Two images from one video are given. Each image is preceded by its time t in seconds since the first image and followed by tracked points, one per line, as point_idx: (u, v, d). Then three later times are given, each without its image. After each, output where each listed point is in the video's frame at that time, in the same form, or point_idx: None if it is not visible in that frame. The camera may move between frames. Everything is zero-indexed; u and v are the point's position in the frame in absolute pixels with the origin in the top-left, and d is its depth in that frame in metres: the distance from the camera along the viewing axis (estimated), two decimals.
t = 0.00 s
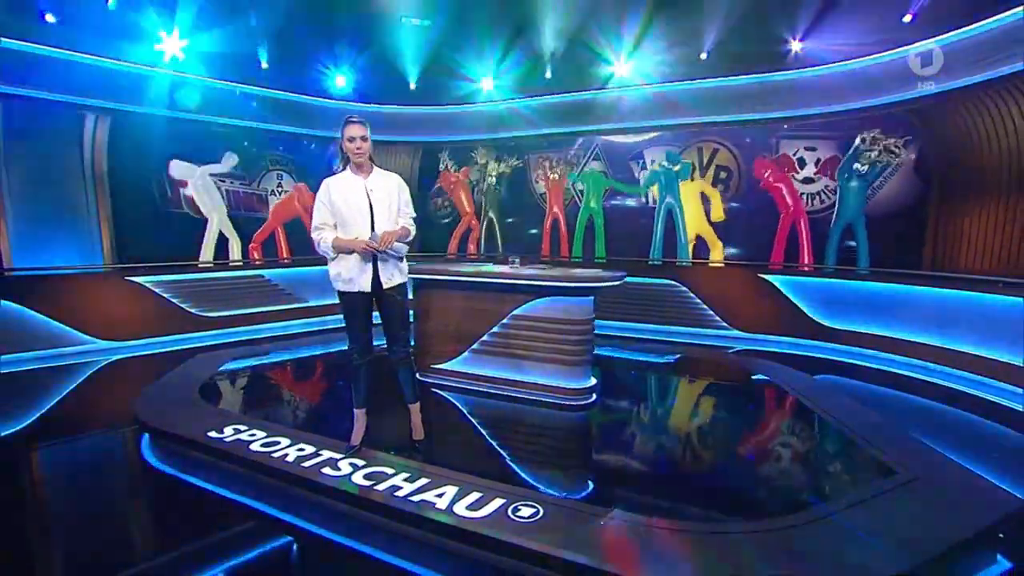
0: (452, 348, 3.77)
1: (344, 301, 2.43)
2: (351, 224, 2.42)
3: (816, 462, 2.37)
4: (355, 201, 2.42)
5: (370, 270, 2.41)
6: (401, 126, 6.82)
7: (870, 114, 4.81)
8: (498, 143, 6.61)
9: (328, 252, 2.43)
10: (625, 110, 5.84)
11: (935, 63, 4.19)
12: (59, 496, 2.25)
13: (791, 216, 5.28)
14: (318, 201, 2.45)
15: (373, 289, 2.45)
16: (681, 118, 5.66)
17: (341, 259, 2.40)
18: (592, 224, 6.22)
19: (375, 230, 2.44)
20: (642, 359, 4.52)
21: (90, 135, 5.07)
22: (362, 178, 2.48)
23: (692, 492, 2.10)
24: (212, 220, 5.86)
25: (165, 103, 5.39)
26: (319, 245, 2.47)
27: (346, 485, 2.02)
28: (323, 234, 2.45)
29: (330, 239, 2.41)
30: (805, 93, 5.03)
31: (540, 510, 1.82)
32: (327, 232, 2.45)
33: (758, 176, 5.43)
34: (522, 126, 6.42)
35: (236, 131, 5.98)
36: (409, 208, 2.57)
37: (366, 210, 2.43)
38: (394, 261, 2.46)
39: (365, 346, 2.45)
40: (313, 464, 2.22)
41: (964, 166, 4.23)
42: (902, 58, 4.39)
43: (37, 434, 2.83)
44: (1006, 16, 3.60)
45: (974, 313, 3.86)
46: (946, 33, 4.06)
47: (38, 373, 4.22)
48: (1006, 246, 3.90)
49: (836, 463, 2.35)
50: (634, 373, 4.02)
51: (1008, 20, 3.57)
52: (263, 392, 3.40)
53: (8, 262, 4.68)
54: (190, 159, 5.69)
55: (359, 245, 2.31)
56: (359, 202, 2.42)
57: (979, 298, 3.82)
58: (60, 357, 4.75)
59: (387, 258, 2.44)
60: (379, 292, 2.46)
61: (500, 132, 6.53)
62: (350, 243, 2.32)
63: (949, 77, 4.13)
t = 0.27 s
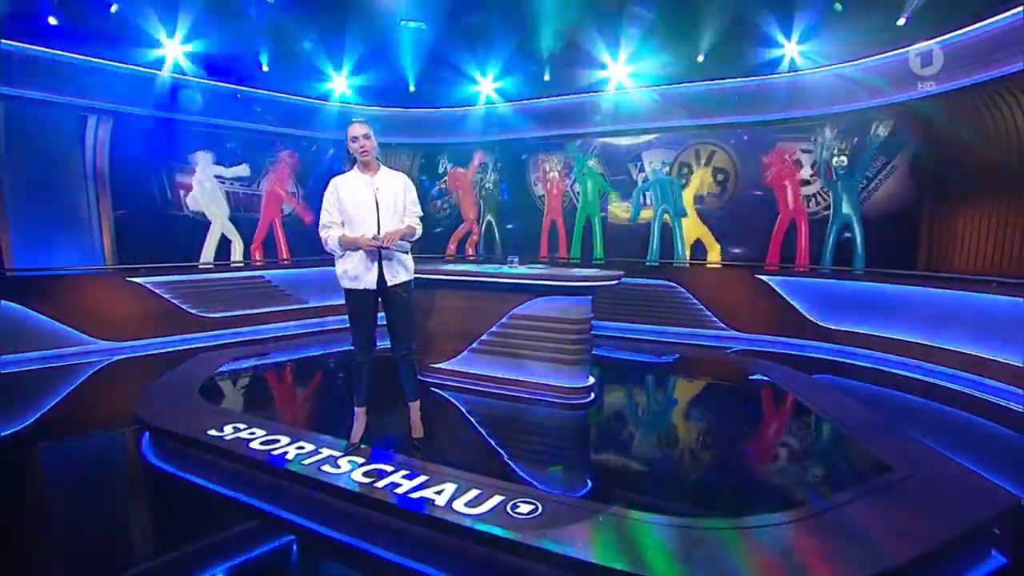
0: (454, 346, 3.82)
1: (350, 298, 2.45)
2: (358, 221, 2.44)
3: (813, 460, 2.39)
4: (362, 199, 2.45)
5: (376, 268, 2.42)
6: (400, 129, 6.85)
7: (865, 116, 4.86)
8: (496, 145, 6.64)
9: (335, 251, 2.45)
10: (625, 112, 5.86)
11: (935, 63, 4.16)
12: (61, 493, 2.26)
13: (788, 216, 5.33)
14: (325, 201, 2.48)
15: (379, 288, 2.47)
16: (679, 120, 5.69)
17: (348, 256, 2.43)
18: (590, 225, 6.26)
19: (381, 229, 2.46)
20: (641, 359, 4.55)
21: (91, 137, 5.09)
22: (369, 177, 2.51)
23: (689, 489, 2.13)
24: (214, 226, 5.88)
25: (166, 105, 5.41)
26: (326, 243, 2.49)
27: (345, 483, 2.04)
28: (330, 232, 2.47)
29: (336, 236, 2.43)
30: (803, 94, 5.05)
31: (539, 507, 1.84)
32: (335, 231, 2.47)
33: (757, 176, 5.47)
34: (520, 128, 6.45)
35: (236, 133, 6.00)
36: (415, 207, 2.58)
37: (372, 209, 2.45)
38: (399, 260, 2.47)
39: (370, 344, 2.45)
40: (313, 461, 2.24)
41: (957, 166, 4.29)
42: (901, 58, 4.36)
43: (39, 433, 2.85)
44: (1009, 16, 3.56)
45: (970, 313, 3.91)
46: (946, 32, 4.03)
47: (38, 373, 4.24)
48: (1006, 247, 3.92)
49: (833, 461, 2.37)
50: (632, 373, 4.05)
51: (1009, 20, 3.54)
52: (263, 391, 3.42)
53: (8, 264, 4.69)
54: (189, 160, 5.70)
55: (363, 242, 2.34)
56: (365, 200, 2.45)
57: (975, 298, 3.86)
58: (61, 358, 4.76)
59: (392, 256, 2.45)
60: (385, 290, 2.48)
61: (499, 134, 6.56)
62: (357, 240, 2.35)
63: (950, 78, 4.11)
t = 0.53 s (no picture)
0: (453, 346, 3.83)
1: (355, 294, 2.48)
2: (363, 219, 2.47)
3: (809, 459, 2.41)
4: (368, 197, 2.47)
5: (379, 264, 2.44)
6: (399, 131, 6.89)
7: (860, 118, 4.90)
8: (495, 147, 6.68)
9: (340, 247, 2.47)
10: (624, 114, 5.89)
11: (934, 63, 4.18)
12: (62, 492, 2.26)
13: (785, 216, 5.37)
14: (331, 197, 2.51)
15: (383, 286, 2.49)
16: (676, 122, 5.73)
17: (353, 253, 2.45)
18: (588, 226, 6.29)
19: (385, 228, 2.49)
20: (639, 359, 4.58)
21: (92, 139, 5.12)
22: (376, 175, 2.53)
23: (685, 489, 2.14)
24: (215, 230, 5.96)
25: (166, 107, 5.44)
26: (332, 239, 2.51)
27: (344, 480, 2.05)
28: (336, 228, 2.49)
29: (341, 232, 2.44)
30: (803, 95, 5.07)
31: (538, 503, 1.85)
32: (340, 227, 2.49)
33: (755, 178, 5.50)
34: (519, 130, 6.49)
35: (235, 135, 6.04)
36: (422, 207, 2.59)
37: (377, 207, 2.48)
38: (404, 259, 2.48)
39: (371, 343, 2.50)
40: (312, 459, 2.25)
41: (950, 167, 4.35)
42: (900, 59, 4.39)
43: (39, 433, 2.86)
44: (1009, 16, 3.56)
45: (963, 312, 3.96)
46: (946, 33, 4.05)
47: (38, 373, 4.24)
48: (1005, 248, 3.93)
49: (829, 459, 2.39)
50: (630, 372, 4.07)
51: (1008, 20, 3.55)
52: (263, 391, 3.43)
53: (9, 264, 4.77)
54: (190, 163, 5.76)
55: (369, 238, 2.36)
56: (371, 199, 2.47)
57: (970, 298, 3.90)
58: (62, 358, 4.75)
59: (398, 256, 2.45)
60: (389, 289, 2.49)
61: (497, 137, 6.60)
62: (362, 236, 2.36)
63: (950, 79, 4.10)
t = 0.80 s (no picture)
0: (452, 347, 3.83)
1: (360, 293, 2.50)
2: (370, 218, 2.48)
3: (809, 458, 2.42)
4: (375, 196, 2.48)
5: (383, 264, 2.47)
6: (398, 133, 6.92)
7: (858, 120, 4.91)
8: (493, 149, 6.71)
9: (347, 245, 2.50)
10: (619, 116, 5.86)
11: (934, 63, 4.14)
12: (60, 493, 2.25)
13: (783, 218, 5.40)
14: (340, 196, 2.52)
15: (386, 285, 2.51)
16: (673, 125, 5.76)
17: (359, 252, 2.47)
18: (586, 228, 6.31)
19: (391, 227, 2.49)
20: (637, 360, 4.59)
21: (92, 140, 5.14)
22: (384, 175, 2.53)
23: (686, 489, 2.15)
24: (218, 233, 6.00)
25: (167, 108, 5.46)
26: (339, 238, 2.54)
27: (340, 479, 2.04)
28: (343, 227, 2.51)
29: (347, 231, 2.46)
30: (801, 97, 5.04)
31: (537, 502, 1.85)
32: (347, 225, 2.50)
33: (753, 181, 5.52)
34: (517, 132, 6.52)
35: (235, 136, 6.05)
36: (430, 207, 2.60)
37: (383, 207, 2.49)
38: (408, 259, 2.49)
39: (376, 344, 2.52)
40: (311, 458, 2.24)
41: (948, 169, 4.36)
42: (902, 58, 4.34)
43: (37, 434, 2.85)
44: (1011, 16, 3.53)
45: (959, 312, 3.99)
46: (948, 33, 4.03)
47: (36, 375, 4.23)
48: (1011, 251, 3.89)
49: (829, 458, 2.39)
50: (629, 374, 4.09)
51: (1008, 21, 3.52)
52: (262, 392, 3.43)
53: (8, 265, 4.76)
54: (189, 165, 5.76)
55: (373, 237, 2.37)
56: (377, 198, 2.48)
57: (967, 298, 3.92)
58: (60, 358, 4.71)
59: (401, 256, 2.46)
60: (394, 289, 2.50)
61: (495, 138, 6.62)
62: (366, 237, 2.38)
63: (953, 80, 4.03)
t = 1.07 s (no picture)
0: (450, 347, 3.84)
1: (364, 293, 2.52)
2: (376, 218, 2.50)
3: (807, 458, 2.43)
4: (381, 196, 2.50)
5: (385, 264, 2.47)
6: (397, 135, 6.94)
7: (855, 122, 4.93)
8: (491, 151, 6.73)
9: (354, 245, 2.53)
10: (616, 117, 5.90)
11: (935, 63, 4.12)
12: (58, 494, 2.24)
13: (777, 218, 5.31)
14: (350, 197, 2.57)
15: (390, 285, 2.51)
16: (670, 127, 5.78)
17: (364, 250, 2.49)
18: (585, 230, 6.32)
19: (396, 227, 2.50)
20: (635, 361, 4.60)
21: (91, 142, 5.14)
22: (392, 176, 2.55)
23: (684, 488, 2.15)
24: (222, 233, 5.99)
25: (166, 110, 5.47)
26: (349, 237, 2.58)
27: (338, 479, 2.05)
28: (352, 226, 2.55)
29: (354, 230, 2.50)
30: (799, 100, 5.07)
31: (535, 501, 1.85)
32: (354, 225, 2.54)
33: (751, 181, 5.56)
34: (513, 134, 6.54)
35: (234, 137, 6.06)
36: (437, 209, 2.60)
37: (389, 207, 2.50)
38: (411, 259, 2.49)
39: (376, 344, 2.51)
40: (308, 458, 2.25)
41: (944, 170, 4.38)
42: (902, 58, 4.32)
43: (34, 436, 2.83)
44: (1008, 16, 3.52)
45: (955, 312, 4.02)
46: (948, 32, 4.00)
47: (34, 376, 4.22)
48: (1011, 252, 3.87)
49: (827, 458, 2.40)
50: (628, 374, 4.10)
51: (1005, 22, 3.52)
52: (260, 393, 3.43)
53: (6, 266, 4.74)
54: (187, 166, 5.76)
55: (374, 238, 2.38)
56: (383, 199, 2.50)
57: (965, 298, 3.94)
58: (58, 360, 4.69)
59: (404, 256, 2.47)
60: (397, 289, 2.51)
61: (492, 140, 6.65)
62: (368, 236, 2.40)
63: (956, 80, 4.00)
